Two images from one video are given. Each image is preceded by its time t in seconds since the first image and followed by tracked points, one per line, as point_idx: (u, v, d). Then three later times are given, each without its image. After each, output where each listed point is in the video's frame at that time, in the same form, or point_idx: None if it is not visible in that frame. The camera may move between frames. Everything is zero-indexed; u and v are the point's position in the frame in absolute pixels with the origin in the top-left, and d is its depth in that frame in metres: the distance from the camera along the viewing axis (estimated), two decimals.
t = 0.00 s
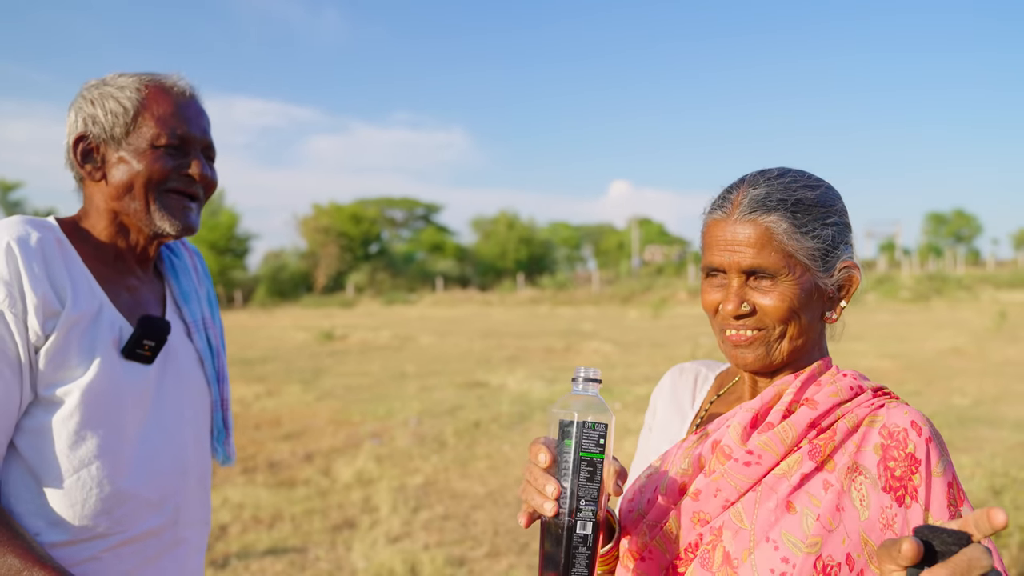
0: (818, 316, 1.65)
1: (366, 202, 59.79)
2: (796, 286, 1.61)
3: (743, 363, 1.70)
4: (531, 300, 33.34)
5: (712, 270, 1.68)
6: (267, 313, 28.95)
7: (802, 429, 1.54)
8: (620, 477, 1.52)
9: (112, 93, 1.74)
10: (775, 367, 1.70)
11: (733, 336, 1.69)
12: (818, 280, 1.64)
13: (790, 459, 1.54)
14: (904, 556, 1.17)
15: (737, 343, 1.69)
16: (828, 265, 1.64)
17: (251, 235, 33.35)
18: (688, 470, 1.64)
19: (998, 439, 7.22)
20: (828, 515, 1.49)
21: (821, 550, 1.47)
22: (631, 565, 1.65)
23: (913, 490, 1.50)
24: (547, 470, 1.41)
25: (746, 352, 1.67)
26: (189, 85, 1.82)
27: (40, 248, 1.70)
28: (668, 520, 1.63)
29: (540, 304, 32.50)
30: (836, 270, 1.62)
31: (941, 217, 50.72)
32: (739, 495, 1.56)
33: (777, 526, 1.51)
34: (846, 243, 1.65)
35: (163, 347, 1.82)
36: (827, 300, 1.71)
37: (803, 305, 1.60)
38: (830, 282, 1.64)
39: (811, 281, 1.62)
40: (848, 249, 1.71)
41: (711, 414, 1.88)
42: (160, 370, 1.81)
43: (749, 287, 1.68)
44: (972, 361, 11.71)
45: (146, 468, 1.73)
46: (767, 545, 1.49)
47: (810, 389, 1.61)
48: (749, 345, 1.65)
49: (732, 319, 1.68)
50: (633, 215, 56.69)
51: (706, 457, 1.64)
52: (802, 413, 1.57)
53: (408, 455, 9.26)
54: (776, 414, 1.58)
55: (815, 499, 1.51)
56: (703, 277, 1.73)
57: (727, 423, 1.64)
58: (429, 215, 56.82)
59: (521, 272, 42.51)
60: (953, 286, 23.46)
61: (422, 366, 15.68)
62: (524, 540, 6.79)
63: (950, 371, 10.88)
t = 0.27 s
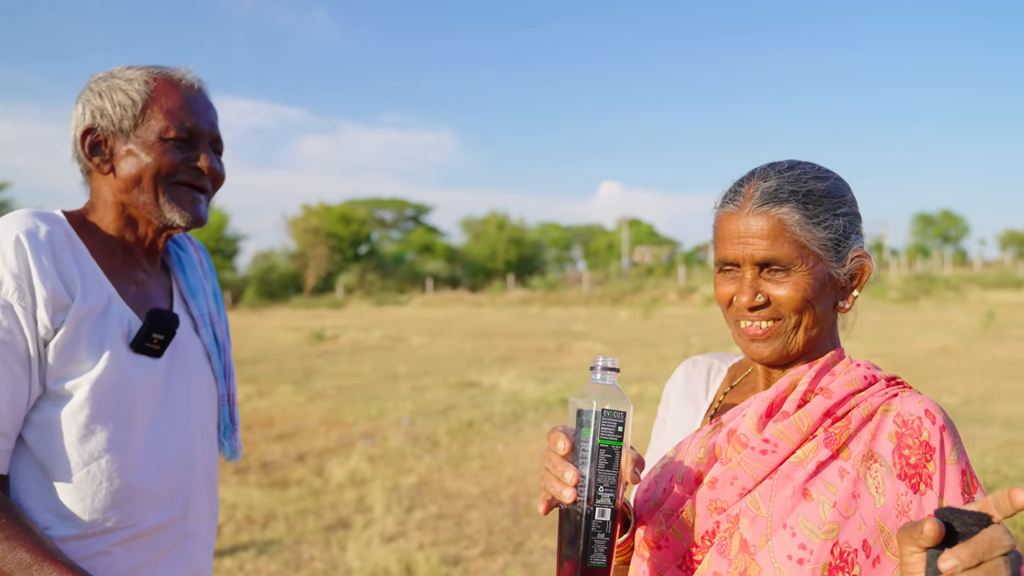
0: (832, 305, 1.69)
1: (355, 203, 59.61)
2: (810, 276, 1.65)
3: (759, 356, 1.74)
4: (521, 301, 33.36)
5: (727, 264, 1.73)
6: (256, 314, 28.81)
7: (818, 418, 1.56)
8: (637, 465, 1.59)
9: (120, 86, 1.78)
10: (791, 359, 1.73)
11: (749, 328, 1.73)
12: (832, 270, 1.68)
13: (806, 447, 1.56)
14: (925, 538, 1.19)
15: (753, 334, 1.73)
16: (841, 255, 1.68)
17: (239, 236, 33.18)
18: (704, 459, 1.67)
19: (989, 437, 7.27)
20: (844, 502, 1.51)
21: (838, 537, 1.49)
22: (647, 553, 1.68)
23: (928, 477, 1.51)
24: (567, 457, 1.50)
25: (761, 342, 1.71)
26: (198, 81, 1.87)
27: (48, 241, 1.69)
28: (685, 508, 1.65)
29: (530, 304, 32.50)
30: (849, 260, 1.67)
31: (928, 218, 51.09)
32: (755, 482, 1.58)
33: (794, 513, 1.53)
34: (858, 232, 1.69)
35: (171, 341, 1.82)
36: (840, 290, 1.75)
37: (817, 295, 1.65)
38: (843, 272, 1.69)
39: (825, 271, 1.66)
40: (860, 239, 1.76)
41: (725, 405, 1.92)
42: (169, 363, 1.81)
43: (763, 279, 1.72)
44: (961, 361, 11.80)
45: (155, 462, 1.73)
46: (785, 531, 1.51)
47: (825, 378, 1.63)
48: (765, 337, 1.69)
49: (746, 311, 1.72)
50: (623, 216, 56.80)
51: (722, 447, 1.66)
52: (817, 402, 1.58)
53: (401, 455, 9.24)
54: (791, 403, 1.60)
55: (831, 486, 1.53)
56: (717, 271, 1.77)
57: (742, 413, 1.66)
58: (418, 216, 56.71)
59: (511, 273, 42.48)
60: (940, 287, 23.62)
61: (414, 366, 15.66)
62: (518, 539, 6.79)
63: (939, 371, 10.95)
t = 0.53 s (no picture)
0: (840, 287, 1.73)
1: (337, 202, 59.28)
2: (817, 258, 1.70)
3: (769, 340, 1.78)
4: (504, 300, 33.35)
5: (735, 249, 1.77)
6: (238, 313, 28.57)
7: (827, 399, 1.58)
8: (648, 450, 1.61)
9: (118, 68, 1.77)
10: (800, 342, 1.77)
11: (758, 313, 1.77)
12: (838, 253, 1.73)
13: (816, 429, 1.57)
14: (943, 509, 1.18)
15: (762, 317, 1.77)
16: (847, 238, 1.73)
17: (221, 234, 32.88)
18: (714, 443, 1.68)
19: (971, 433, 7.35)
20: (856, 481, 1.51)
21: (850, 516, 1.50)
22: (657, 538, 1.70)
23: (938, 456, 1.53)
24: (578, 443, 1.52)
25: (771, 326, 1.75)
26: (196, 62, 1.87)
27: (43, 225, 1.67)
28: (695, 492, 1.66)
29: (513, 303, 32.49)
30: (855, 242, 1.71)
31: (906, 219, 51.70)
32: (767, 464, 1.59)
33: (806, 494, 1.53)
34: (865, 215, 1.73)
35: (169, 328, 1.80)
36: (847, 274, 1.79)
37: (826, 277, 1.69)
38: (849, 254, 1.73)
39: (832, 253, 1.71)
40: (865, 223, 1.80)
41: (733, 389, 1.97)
42: (166, 351, 1.79)
43: (771, 263, 1.76)
44: (941, 358, 11.94)
45: (153, 451, 1.71)
46: (797, 510, 1.52)
47: (833, 360, 1.65)
48: (775, 321, 1.73)
49: (755, 294, 1.77)
50: (605, 216, 56.96)
51: (732, 430, 1.67)
52: (827, 383, 1.60)
53: (387, 453, 9.20)
54: (800, 385, 1.62)
55: (843, 466, 1.53)
56: (725, 256, 1.81)
57: (751, 397, 1.68)
58: (401, 215, 56.52)
59: (494, 273, 42.45)
60: (920, 286, 23.90)
61: (398, 365, 15.59)
62: (506, 535, 6.77)
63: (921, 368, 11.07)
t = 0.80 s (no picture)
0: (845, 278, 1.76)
1: (318, 200, 58.84)
2: (822, 249, 1.72)
3: (774, 331, 1.80)
4: (485, 298, 33.30)
5: (739, 241, 1.79)
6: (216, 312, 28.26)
7: (832, 389, 1.58)
8: (653, 443, 1.61)
9: (107, 58, 1.89)
10: (806, 334, 1.80)
11: (764, 304, 1.79)
12: (843, 243, 1.75)
13: (821, 418, 1.57)
14: (955, 494, 1.18)
15: (767, 308, 1.79)
16: (850, 228, 1.76)
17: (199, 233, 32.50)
18: (718, 435, 1.68)
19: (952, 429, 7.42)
20: (863, 471, 1.52)
21: (858, 506, 1.50)
22: (661, 532, 1.69)
23: (944, 445, 1.54)
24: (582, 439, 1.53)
25: (779, 319, 1.78)
26: (185, 52, 1.99)
27: (30, 217, 1.69)
28: (700, 484, 1.66)
29: (495, 302, 32.44)
30: (858, 233, 1.74)
31: (884, 218, 52.25)
32: (773, 454, 1.58)
33: (813, 483, 1.53)
34: (866, 205, 1.76)
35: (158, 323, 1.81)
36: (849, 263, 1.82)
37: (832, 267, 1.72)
38: (853, 244, 1.76)
39: (836, 243, 1.73)
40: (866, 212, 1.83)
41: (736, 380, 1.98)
42: (154, 346, 1.81)
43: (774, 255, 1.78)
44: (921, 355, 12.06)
45: (143, 447, 1.72)
46: (805, 500, 1.52)
47: (837, 350, 1.65)
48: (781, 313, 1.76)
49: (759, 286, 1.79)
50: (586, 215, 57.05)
51: (736, 421, 1.66)
52: (831, 372, 1.60)
53: (370, 451, 9.15)
54: (804, 374, 1.62)
55: (849, 456, 1.53)
56: (728, 249, 1.83)
57: (755, 387, 1.67)
58: (382, 214, 56.22)
59: (476, 272, 42.34)
60: (897, 284, 24.16)
61: (380, 363, 15.51)
62: (491, 533, 6.76)
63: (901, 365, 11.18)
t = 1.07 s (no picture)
0: (842, 276, 1.78)
1: (296, 199, 58.43)
2: (821, 247, 1.74)
3: (771, 330, 1.81)
4: (465, 298, 33.25)
5: (738, 239, 1.80)
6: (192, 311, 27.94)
7: (833, 386, 1.58)
8: (657, 442, 1.61)
9: (91, 49, 1.84)
10: (803, 332, 1.81)
11: (760, 302, 1.80)
12: (840, 242, 1.77)
13: (822, 415, 1.58)
14: (959, 490, 1.18)
15: (765, 307, 1.80)
16: (848, 225, 1.77)
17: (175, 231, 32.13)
18: (718, 432, 1.67)
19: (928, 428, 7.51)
20: (864, 468, 1.52)
21: (860, 504, 1.51)
22: (661, 530, 1.68)
23: (944, 443, 1.55)
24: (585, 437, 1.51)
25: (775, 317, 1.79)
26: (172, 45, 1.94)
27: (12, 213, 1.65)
28: (701, 482, 1.65)
29: (474, 301, 32.40)
30: (856, 231, 1.76)
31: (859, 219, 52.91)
32: (774, 452, 1.58)
33: (815, 481, 1.54)
34: (864, 203, 1.78)
35: (144, 323, 1.78)
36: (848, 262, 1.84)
37: (830, 266, 1.73)
38: (851, 242, 1.78)
39: (835, 242, 1.75)
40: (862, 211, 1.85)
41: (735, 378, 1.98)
42: (141, 346, 1.78)
43: (772, 253, 1.79)
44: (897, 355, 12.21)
45: (129, 450, 1.69)
46: (806, 498, 1.52)
47: (837, 347, 1.65)
48: (779, 311, 1.77)
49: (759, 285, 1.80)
50: (566, 214, 57.16)
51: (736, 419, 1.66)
52: (832, 370, 1.60)
53: (350, 451, 9.08)
54: (805, 372, 1.62)
55: (850, 453, 1.54)
56: (726, 247, 1.84)
57: (755, 385, 1.67)
58: (360, 213, 55.94)
59: (455, 271, 42.24)
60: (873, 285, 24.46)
61: (360, 363, 15.42)
62: (473, 534, 6.73)
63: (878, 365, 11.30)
